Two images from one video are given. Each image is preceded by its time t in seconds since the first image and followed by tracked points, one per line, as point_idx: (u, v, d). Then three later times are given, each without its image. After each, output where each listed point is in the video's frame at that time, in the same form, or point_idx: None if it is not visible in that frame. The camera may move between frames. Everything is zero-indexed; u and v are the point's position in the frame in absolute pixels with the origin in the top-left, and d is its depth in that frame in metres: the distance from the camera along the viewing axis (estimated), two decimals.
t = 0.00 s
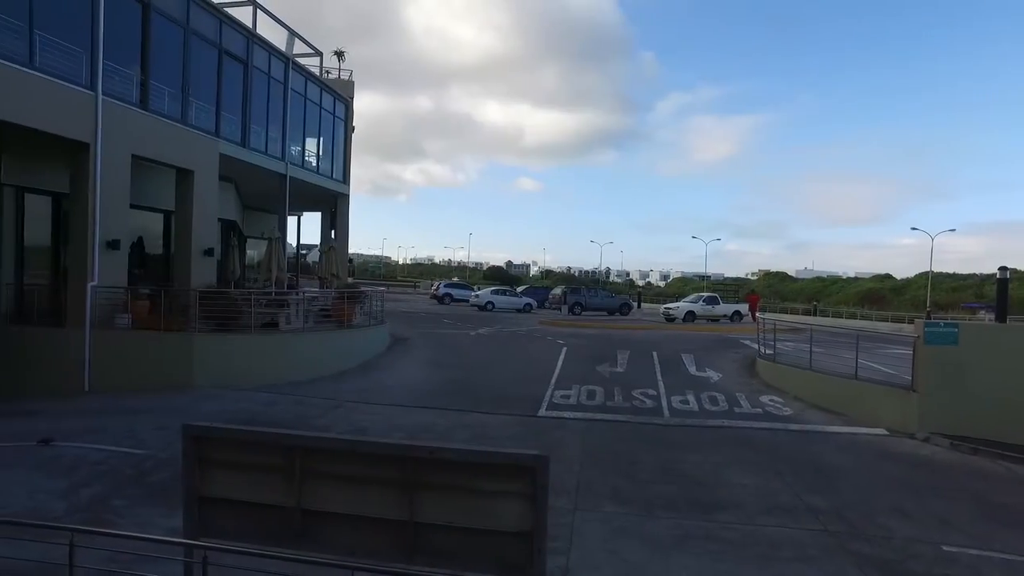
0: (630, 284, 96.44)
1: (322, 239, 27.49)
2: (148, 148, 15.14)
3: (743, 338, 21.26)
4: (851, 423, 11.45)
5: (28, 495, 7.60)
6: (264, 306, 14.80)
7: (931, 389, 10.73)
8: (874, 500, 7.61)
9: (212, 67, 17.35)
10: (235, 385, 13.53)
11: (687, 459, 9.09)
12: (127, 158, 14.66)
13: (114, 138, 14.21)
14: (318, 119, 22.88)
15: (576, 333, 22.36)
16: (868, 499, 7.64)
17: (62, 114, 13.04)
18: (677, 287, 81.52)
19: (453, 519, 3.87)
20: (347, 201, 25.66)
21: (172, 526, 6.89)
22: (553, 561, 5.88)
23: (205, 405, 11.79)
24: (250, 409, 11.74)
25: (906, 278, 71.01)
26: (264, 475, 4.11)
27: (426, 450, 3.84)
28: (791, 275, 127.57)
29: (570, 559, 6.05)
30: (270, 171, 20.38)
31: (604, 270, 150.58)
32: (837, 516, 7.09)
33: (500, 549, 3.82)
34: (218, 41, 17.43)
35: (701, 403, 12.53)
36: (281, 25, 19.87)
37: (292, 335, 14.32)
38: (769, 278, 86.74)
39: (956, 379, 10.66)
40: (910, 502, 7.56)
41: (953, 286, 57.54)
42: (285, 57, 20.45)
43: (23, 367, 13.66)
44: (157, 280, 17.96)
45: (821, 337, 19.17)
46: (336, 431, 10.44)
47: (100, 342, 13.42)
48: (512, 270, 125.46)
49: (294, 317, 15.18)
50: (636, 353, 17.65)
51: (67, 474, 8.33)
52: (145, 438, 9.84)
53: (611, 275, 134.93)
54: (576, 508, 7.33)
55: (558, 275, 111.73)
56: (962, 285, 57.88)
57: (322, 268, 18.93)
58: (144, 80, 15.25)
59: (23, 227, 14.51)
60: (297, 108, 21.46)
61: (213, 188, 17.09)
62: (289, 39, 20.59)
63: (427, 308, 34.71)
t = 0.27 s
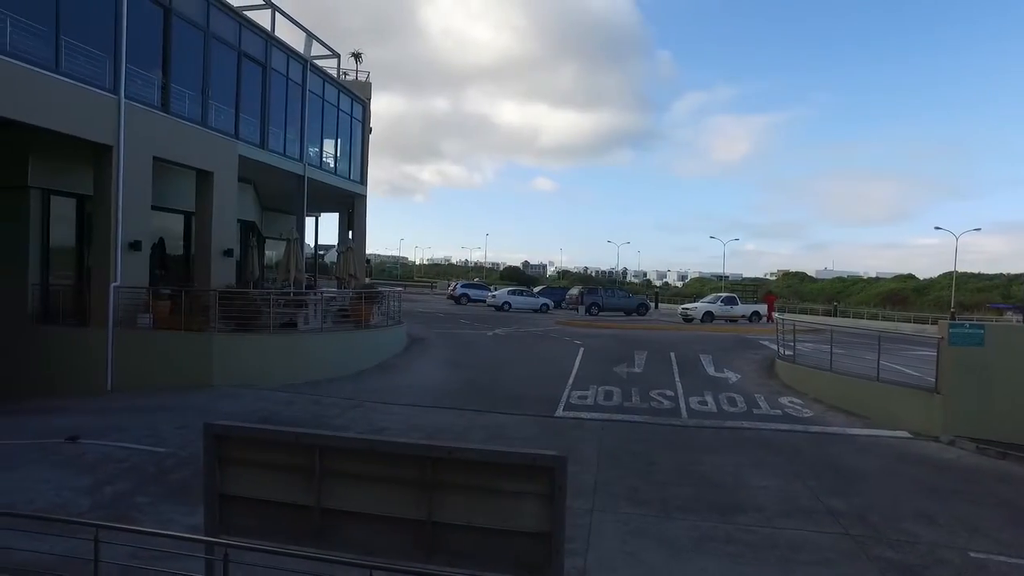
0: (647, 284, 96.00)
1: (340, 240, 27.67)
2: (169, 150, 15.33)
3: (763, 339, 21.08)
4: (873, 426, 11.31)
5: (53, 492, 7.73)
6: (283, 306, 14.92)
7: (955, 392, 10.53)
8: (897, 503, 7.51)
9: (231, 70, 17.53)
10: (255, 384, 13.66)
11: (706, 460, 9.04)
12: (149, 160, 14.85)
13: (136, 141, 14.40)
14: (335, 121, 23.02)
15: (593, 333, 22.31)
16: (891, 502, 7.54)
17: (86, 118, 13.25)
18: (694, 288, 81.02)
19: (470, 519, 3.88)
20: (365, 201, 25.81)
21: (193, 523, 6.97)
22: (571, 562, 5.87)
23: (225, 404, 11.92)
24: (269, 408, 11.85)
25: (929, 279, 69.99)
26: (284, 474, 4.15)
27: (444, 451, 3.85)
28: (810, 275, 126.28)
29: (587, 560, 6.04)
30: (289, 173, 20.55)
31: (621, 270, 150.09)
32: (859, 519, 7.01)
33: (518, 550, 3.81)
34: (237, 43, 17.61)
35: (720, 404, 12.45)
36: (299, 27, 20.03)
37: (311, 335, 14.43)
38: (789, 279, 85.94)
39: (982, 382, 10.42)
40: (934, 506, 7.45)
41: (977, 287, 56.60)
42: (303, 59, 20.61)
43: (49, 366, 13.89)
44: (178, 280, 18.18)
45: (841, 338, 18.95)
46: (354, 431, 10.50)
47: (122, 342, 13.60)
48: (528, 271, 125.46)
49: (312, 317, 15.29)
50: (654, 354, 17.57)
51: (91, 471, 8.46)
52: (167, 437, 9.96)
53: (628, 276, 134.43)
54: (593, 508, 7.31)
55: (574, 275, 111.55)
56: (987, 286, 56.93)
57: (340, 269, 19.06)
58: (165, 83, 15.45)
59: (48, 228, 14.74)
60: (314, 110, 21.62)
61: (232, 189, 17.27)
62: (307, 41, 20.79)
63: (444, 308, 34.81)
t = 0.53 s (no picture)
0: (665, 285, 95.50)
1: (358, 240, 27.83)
2: (190, 152, 15.51)
3: (783, 340, 20.87)
4: (896, 428, 11.15)
5: (77, 488, 7.85)
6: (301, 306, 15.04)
7: (982, 395, 10.31)
8: (921, 508, 7.39)
9: (251, 72, 17.70)
10: (274, 384, 13.77)
11: (725, 462, 8.96)
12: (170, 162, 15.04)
13: (158, 143, 14.60)
14: (353, 122, 23.16)
15: (611, 334, 22.23)
16: (915, 507, 7.42)
17: (110, 120, 13.46)
18: (713, 288, 80.45)
19: (489, 519, 3.87)
20: (383, 202, 25.93)
21: (214, 521, 7.05)
22: (589, 563, 5.86)
23: (245, 403, 12.04)
24: (289, 407, 11.95)
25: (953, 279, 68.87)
26: (303, 473, 4.18)
27: (463, 450, 3.86)
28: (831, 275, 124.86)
29: (605, 561, 6.02)
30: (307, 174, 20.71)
31: (638, 271, 149.47)
32: (882, 524, 6.91)
33: (537, 550, 3.80)
34: (257, 46, 17.78)
35: (739, 406, 12.34)
36: (317, 30, 20.17)
37: (329, 335, 14.53)
38: (809, 279, 85.02)
39: (1011, 385, 10.20)
40: (960, 512, 7.32)
41: (1004, 287, 55.59)
42: (322, 61, 20.76)
43: (73, 364, 14.12)
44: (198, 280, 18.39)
45: (863, 339, 18.70)
46: (372, 431, 10.55)
47: (144, 341, 13.78)
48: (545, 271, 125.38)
49: (331, 317, 15.40)
50: (672, 355, 17.47)
51: (114, 468, 8.58)
52: (188, 435, 10.08)
53: (645, 276, 133.81)
54: (611, 510, 7.28)
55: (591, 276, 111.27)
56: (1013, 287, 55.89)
57: (358, 269, 19.17)
58: (186, 85, 15.64)
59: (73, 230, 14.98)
60: (333, 111, 21.77)
61: (252, 191, 17.43)
62: (326, 43, 20.94)
63: (462, 309, 34.90)
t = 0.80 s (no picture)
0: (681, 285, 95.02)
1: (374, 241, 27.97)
2: (209, 154, 15.67)
3: (801, 341, 20.67)
4: (917, 431, 10.99)
5: (98, 486, 7.95)
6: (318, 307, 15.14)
7: (1007, 398, 10.13)
8: (944, 513, 7.28)
9: (268, 75, 17.85)
10: (290, 384, 13.88)
11: (742, 464, 8.89)
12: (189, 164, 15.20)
13: (177, 145, 14.76)
14: (369, 123, 23.28)
15: (626, 335, 22.14)
16: (937, 512, 7.31)
17: (131, 124, 13.65)
18: (730, 289, 79.93)
19: (505, 521, 3.87)
20: (398, 203, 26.02)
21: (232, 519, 7.11)
22: (605, 565, 5.83)
23: (262, 403, 12.14)
24: (305, 407, 12.03)
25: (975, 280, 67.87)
26: (320, 473, 4.20)
27: (479, 451, 3.86)
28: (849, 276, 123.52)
29: (621, 563, 5.99)
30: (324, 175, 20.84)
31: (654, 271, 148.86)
32: (904, 529, 6.82)
33: (553, 552, 3.79)
34: (274, 48, 17.92)
35: (756, 407, 12.25)
36: (334, 32, 20.29)
37: (345, 335, 14.61)
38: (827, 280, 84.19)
39: None
40: (984, 517, 7.21)
41: None
42: (338, 63, 20.88)
43: (94, 364, 14.31)
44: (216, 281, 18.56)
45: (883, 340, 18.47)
46: (388, 431, 10.59)
47: (163, 341, 13.94)
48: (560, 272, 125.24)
49: (347, 317, 15.48)
50: (689, 356, 17.36)
51: (134, 466, 8.68)
52: (206, 434, 10.18)
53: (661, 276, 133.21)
54: (627, 511, 7.25)
55: (607, 276, 110.99)
56: None
57: (374, 270, 19.27)
58: (205, 88, 15.80)
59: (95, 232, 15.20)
60: (349, 113, 21.89)
61: (269, 192, 17.57)
62: (342, 45, 21.06)
63: (478, 309, 34.95)
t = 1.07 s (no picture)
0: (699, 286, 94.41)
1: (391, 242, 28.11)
2: (229, 156, 15.83)
3: (821, 342, 20.45)
4: (941, 434, 10.83)
5: (121, 484, 8.06)
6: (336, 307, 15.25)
7: None
8: (970, 518, 7.17)
9: (287, 77, 17.99)
10: (309, 383, 13.99)
11: (762, 467, 8.81)
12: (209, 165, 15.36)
13: (197, 147, 14.93)
14: (387, 124, 23.39)
15: (644, 336, 22.05)
16: (963, 517, 7.20)
17: (153, 126, 13.82)
18: (748, 289, 79.36)
19: (523, 522, 3.86)
20: (415, 204, 26.12)
21: (252, 518, 7.18)
22: (623, 568, 5.81)
23: (282, 403, 12.24)
24: (324, 407, 12.11)
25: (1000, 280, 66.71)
26: (339, 473, 4.22)
27: (497, 453, 3.86)
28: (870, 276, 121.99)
29: (640, 565, 5.97)
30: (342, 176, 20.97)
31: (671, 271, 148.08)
32: (929, 534, 6.72)
33: (571, 554, 3.77)
34: (292, 51, 18.05)
35: (776, 409, 12.14)
36: (352, 34, 20.40)
37: (364, 335, 14.70)
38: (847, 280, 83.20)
39: None
40: (1011, 523, 7.08)
41: None
42: (356, 64, 21.00)
43: (117, 363, 14.51)
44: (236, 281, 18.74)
45: (906, 342, 18.22)
46: (406, 431, 10.63)
47: (184, 341, 14.10)
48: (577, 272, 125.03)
49: (365, 317, 15.58)
50: (707, 357, 17.25)
51: (156, 465, 8.79)
52: (226, 433, 10.28)
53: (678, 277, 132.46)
54: (645, 513, 7.22)
55: (624, 276, 110.60)
56: None
57: (391, 271, 19.37)
58: (225, 91, 15.97)
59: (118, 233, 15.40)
60: (366, 114, 22.01)
61: (288, 193, 17.71)
62: (360, 46, 21.17)
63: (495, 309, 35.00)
